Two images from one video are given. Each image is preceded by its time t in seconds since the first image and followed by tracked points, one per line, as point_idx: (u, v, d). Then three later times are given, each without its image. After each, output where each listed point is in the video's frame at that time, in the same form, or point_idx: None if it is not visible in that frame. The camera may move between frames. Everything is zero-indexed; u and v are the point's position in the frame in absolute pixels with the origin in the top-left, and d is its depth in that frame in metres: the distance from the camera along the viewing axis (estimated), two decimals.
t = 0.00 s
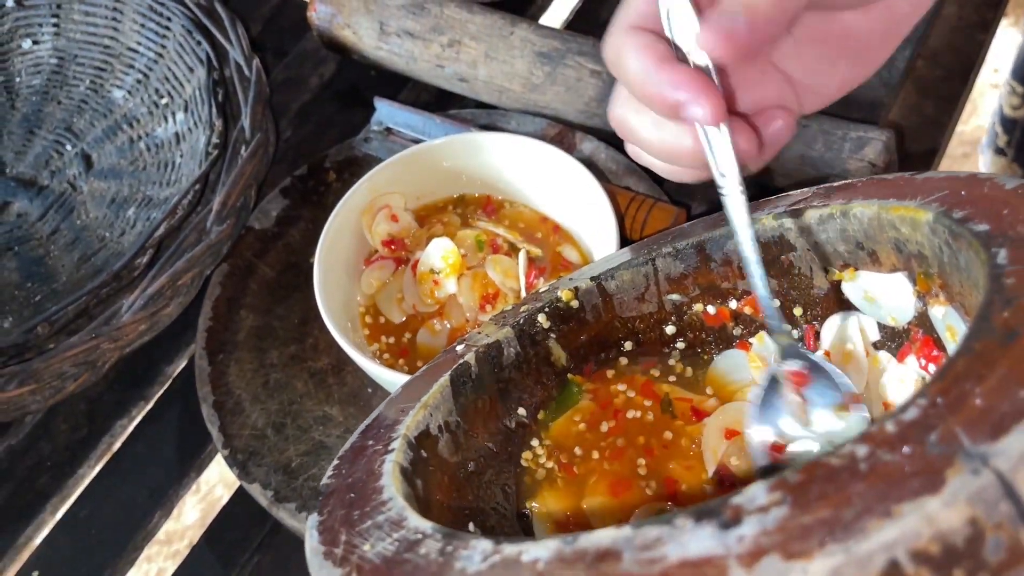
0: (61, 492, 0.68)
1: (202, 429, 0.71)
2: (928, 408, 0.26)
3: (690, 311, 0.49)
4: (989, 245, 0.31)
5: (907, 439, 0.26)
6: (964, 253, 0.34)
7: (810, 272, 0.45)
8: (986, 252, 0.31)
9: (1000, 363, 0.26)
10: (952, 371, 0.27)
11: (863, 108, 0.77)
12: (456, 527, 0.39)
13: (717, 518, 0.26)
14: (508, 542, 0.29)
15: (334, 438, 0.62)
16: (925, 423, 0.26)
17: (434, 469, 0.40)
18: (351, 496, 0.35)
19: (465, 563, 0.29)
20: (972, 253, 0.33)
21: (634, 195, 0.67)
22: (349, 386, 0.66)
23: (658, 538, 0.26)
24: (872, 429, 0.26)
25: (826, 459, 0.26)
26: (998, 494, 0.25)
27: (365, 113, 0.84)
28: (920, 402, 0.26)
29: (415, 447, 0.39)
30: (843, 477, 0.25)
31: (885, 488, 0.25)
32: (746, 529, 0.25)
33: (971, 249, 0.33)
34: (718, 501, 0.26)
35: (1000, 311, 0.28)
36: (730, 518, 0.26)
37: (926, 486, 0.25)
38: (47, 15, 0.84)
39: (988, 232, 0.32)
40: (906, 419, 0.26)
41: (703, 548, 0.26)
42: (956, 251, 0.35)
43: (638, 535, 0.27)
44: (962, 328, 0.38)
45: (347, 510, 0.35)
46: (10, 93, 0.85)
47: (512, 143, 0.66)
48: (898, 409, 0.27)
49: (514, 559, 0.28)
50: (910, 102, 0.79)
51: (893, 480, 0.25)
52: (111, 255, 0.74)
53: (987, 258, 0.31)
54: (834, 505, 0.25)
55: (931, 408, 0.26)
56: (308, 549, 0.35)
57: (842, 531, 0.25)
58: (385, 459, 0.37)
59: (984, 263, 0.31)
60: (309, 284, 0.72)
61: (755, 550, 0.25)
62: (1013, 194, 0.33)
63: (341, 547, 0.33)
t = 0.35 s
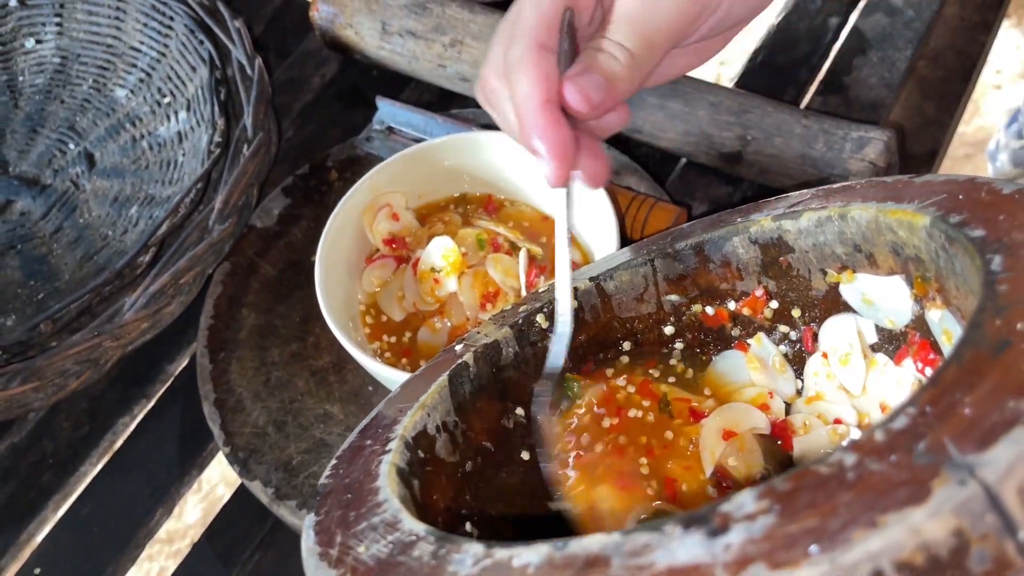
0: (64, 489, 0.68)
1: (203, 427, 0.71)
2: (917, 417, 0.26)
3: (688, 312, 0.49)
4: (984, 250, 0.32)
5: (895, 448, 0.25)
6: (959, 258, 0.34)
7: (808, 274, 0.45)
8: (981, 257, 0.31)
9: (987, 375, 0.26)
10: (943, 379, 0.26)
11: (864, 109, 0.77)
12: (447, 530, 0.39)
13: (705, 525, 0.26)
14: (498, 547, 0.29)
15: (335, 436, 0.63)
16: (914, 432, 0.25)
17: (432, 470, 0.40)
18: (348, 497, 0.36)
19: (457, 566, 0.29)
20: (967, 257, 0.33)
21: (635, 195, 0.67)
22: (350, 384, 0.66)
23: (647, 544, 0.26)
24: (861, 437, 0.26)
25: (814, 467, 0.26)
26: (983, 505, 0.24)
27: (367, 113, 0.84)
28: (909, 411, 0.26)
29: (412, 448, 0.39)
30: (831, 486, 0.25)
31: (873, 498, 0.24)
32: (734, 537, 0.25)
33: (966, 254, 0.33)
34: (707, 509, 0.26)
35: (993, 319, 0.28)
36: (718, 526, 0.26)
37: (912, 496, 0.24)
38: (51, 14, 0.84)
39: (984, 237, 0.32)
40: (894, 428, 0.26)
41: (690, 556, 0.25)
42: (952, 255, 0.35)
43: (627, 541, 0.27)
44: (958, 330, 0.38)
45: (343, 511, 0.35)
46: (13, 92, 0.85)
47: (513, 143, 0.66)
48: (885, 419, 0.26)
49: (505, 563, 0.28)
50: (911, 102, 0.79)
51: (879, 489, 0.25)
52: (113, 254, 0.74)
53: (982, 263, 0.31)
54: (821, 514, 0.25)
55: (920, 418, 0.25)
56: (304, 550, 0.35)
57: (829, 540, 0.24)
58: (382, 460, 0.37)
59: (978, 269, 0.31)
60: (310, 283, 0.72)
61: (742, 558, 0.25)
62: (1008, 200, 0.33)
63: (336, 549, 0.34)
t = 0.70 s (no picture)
0: (63, 488, 0.68)
1: (203, 427, 0.71)
2: (913, 412, 0.26)
3: (684, 313, 0.49)
4: (982, 250, 0.32)
5: (891, 442, 0.26)
6: (956, 258, 0.34)
7: (806, 276, 0.45)
8: (978, 257, 0.32)
9: (986, 369, 0.27)
10: (938, 376, 0.27)
11: (865, 109, 0.77)
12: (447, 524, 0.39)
13: (700, 518, 0.26)
14: (495, 538, 0.29)
15: (334, 434, 0.63)
16: (909, 426, 0.26)
17: (429, 467, 0.40)
18: (343, 491, 0.36)
19: (452, 558, 0.29)
20: (964, 257, 0.33)
21: (635, 195, 0.67)
22: (349, 383, 0.66)
23: (643, 536, 0.26)
24: (857, 432, 0.27)
25: (810, 461, 0.26)
26: (978, 499, 0.25)
27: (368, 113, 0.84)
28: (906, 406, 0.27)
29: (409, 443, 0.39)
30: (826, 480, 0.25)
31: (869, 491, 0.25)
32: (730, 529, 0.25)
33: (962, 254, 0.33)
34: (702, 501, 0.26)
35: (989, 317, 0.28)
36: (715, 518, 0.26)
37: (909, 490, 0.25)
38: (52, 15, 0.85)
39: (980, 237, 0.32)
40: (892, 422, 0.26)
41: (687, 548, 0.26)
42: (949, 257, 0.35)
43: (624, 533, 0.27)
44: (954, 331, 0.37)
45: (339, 504, 0.35)
46: (14, 92, 0.86)
47: (511, 143, 0.66)
48: (884, 413, 0.27)
49: (501, 555, 0.28)
50: (912, 103, 0.79)
51: (875, 484, 0.25)
52: (114, 253, 0.74)
53: (978, 263, 0.31)
54: (817, 507, 0.25)
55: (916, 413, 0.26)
56: (301, 543, 0.35)
57: (824, 534, 0.24)
58: (377, 455, 0.37)
59: (975, 269, 0.32)
60: (310, 282, 0.72)
61: (737, 551, 0.25)
62: (1005, 201, 0.33)
63: (332, 540, 0.33)
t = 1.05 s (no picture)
0: (67, 488, 0.69)
1: (207, 427, 0.72)
2: (907, 421, 0.27)
3: (684, 317, 0.50)
4: (978, 257, 0.32)
5: (885, 451, 0.26)
6: (953, 264, 0.34)
7: (805, 279, 0.46)
8: (975, 263, 0.32)
9: (979, 377, 0.27)
10: (933, 384, 0.27)
11: (867, 111, 0.78)
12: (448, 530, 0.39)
13: (696, 526, 0.26)
14: (495, 547, 0.29)
15: (337, 436, 0.63)
16: (903, 435, 0.26)
17: (431, 470, 0.40)
18: (344, 496, 0.36)
19: (452, 564, 0.29)
20: (961, 264, 0.33)
21: (636, 199, 0.67)
22: (352, 384, 0.67)
23: (638, 543, 0.27)
24: (852, 440, 0.27)
25: (804, 469, 0.27)
26: (971, 508, 0.25)
27: (371, 115, 0.84)
28: (900, 415, 0.27)
29: (411, 447, 0.39)
30: (821, 488, 0.26)
31: (863, 498, 0.25)
32: (725, 537, 0.26)
33: (960, 261, 0.33)
34: (698, 510, 0.27)
35: (983, 324, 0.28)
36: (709, 527, 0.26)
37: (902, 498, 0.25)
38: (58, 16, 0.85)
39: (977, 243, 0.32)
40: (886, 431, 0.27)
41: (681, 556, 0.26)
42: (947, 262, 0.35)
43: (620, 540, 0.27)
44: (952, 336, 0.38)
45: (341, 509, 0.35)
46: (21, 93, 0.86)
47: (516, 146, 0.67)
48: (878, 421, 0.27)
49: (499, 563, 0.28)
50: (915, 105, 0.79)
51: (869, 491, 0.25)
52: (119, 255, 0.75)
53: (976, 269, 0.32)
54: (811, 515, 0.25)
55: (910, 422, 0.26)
56: (302, 548, 0.35)
57: (818, 540, 0.25)
58: (379, 460, 0.38)
59: (972, 275, 0.32)
60: (313, 284, 0.72)
61: (732, 559, 0.25)
62: (1002, 207, 0.33)
63: (331, 547, 0.34)
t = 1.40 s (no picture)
0: (65, 488, 0.68)
1: (205, 428, 0.71)
2: (901, 414, 0.26)
3: (681, 317, 0.49)
4: (975, 254, 0.32)
5: (877, 443, 0.26)
6: (952, 262, 0.34)
7: (803, 279, 0.45)
8: (971, 259, 0.31)
9: (973, 372, 0.27)
10: (926, 377, 0.27)
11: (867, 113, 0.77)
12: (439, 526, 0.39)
13: (684, 518, 0.26)
14: (483, 538, 0.29)
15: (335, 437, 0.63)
16: (896, 428, 0.26)
17: (424, 468, 0.40)
18: (335, 492, 0.36)
19: (439, 557, 0.29)
20: (958, 261, 0.33)
21: (636, 199, 0.67)
22: (350, 385, 0.66)
23: (627, 536, 0.26)
24: (843, 433, 0.27)
25: (795, 463, 0.26)
26: (962, 500, 0.25)
27: (371, 115, 0.84)
28: (893, 408, 0.27)
29: (403, 445, 0.39)
30: (810, 482, 0.26)
31: (854, 492, 0.25)
32: (713, 530, 0.26)
33: (957, 258, 0.33)
34: (688, 502, 0.27)
35: (979, 319, 0.28)
36: (698, 519, 0.26)
37: (893, 490, 0.25)
38: (58, 16, 0.85)
39: (975, 239, 0.32)
40: (878, 424, 0.27)
41: (669, 548, 0.26)
42: (945, 260, 0.35)
43: (608, 533, 0.27)
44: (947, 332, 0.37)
45: (330, 505, 0.35)
46: (20, 92, 0.86)
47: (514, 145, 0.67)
48: (871, 414, 0.27)
49: (486, 556, 0.28)
50: (918, 106, 0.79)
51: (861, 483, 0.25)
52: (117, 254, 0.75)
53: (972, 265, 0.31)
54: (800, 508, 0.25)
55: (903, 414, 0.26)
56: (291, 543, 0.35)
57: (807, 533, 0.25)
58: (371, 456, 0.37)
59: (968, 272, 0.32)
60: (312, 284, 0.72)
61: (719, 551, 0.25)
62: (1003, 205, 0.33)
63: (320, 541, 0.34)
